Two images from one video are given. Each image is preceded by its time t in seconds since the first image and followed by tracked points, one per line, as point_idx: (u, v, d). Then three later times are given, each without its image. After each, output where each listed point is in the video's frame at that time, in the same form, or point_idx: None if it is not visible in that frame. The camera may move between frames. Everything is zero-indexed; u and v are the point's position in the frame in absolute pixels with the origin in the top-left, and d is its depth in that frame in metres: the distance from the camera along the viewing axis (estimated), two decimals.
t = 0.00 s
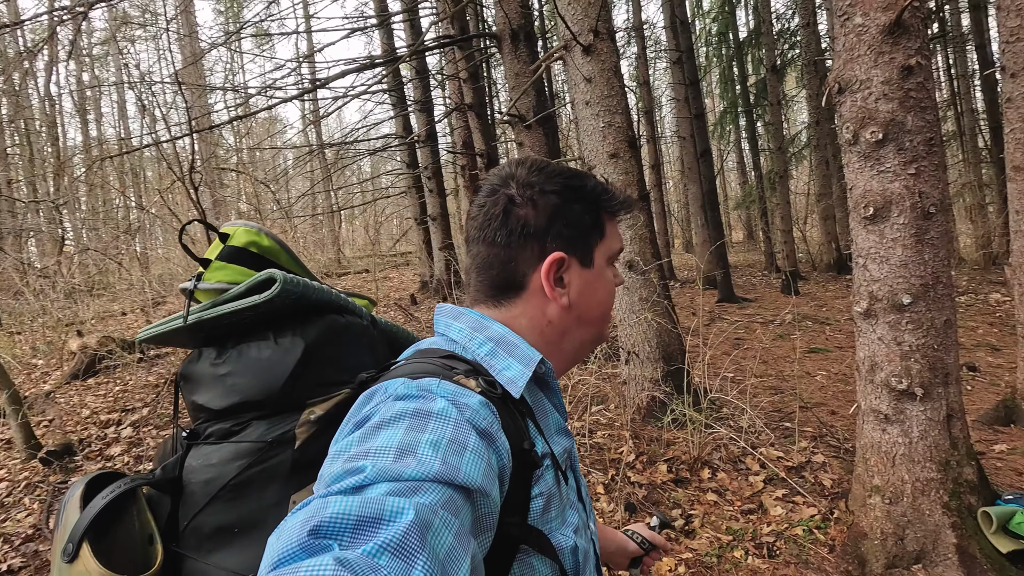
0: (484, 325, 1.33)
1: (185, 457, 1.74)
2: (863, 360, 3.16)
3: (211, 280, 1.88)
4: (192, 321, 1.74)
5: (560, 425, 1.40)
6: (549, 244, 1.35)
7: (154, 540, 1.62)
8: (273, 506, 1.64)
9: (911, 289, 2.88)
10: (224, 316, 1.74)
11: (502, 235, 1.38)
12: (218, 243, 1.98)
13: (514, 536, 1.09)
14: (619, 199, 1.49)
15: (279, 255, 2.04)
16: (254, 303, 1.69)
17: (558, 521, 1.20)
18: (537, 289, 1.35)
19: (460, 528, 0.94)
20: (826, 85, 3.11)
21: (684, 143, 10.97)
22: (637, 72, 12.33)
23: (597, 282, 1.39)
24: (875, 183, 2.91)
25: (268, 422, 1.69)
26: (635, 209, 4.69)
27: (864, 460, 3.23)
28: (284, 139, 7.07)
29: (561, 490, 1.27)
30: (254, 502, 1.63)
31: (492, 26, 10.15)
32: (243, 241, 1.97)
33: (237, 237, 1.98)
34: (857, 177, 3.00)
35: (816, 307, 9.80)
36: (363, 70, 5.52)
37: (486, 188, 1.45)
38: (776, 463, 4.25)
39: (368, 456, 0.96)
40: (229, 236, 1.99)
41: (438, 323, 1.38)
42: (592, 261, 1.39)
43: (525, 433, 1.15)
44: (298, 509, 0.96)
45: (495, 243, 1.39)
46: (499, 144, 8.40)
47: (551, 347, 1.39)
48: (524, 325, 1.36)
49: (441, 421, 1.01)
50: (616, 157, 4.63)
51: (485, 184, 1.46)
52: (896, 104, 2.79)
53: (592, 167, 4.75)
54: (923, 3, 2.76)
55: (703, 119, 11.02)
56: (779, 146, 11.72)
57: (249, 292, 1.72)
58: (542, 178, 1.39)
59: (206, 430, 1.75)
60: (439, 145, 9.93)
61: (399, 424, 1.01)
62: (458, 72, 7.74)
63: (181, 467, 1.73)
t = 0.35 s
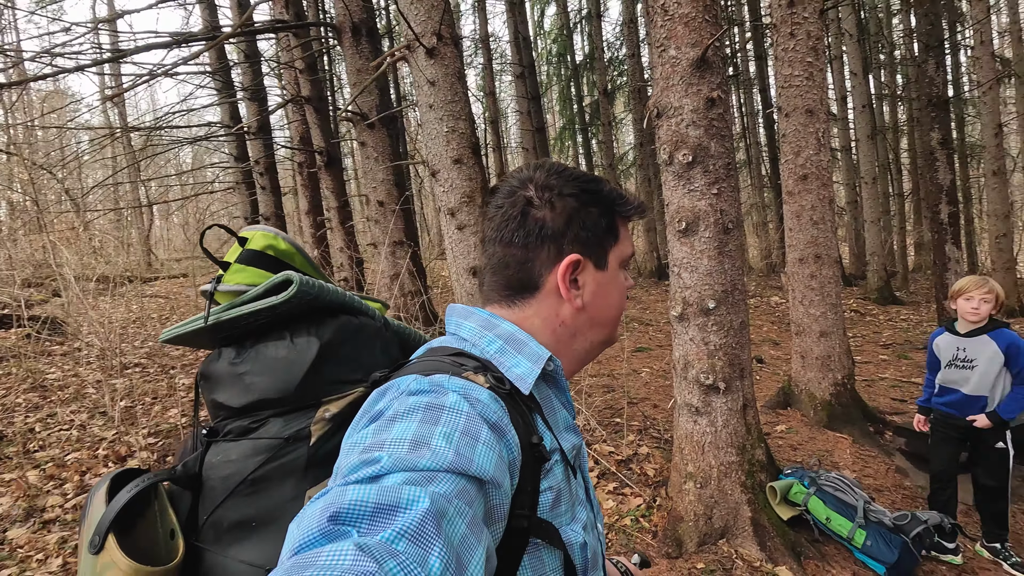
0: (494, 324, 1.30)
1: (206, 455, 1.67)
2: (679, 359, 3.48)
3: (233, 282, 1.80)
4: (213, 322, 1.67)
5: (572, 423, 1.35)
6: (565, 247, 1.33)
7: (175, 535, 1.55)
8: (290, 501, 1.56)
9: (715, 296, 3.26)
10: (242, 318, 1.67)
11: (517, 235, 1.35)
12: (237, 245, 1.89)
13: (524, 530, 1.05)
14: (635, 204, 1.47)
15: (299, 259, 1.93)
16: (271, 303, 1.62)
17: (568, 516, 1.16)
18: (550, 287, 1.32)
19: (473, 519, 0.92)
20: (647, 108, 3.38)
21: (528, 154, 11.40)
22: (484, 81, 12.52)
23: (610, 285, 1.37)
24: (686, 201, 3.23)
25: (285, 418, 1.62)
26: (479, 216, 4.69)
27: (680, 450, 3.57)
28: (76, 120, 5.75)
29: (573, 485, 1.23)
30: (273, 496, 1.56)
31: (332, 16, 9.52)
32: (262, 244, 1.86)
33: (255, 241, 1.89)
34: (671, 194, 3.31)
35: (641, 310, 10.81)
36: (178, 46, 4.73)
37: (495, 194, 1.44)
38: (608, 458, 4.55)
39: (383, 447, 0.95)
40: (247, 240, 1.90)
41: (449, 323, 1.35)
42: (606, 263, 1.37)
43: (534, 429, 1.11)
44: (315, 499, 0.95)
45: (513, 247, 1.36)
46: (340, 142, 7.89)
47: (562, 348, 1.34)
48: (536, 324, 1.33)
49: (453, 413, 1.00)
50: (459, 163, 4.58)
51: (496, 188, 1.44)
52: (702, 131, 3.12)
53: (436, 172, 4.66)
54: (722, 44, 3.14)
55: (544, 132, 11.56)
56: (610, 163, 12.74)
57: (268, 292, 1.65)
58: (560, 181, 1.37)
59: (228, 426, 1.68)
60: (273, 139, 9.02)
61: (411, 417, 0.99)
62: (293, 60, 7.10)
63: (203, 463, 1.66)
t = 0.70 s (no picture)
0: (497, 344, 1.18)
1: (212, 450, 1.46)
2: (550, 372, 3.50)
3: (245, 286, 1.60)
4: (223, 324, 1.47)
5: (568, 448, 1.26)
6: (562, 270, 1.22)
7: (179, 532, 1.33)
8: (290, 507, 1.32)
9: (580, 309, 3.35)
10: (252, 322, 1.46)
11: (511, 255, 1.24)
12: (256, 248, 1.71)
13: (517, 559, 0.97)
14: (634, 227, 1.34)
15: (317, 269, 1.74)
16: (280, 307, 1.41)
17: (563, 546, 1.07)
18: (546, 312, 1.21)
19: (468, 545, 0.85)
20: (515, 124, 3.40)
21: (399, 160, 11.07)
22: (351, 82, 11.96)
23: (609, 311, 1.25)
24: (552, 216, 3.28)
25: (291, 422, 1.39)
26: (345, 225, 4.36)
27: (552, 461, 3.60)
28: None
29: (570, 513, 1.14)
30: (272, 502, 1.32)
31: None
32: (278, 248, 1.68)
33: (272, 246, 1.70)
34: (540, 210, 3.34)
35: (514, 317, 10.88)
36: None
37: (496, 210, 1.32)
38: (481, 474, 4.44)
39: (381, 467, 0.87)
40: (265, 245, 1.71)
41: (451, 339, 1.22)
42: (605, 285, 1.25)
43: (531, 454, 1.02)
44: (310, 519, 0.87)
45: (503, 266, 1.25)
46: (182, 137, 7.01)
47: (560, 372, 1.23)
48: (534, 347, 1.21)
49: (452, 435, 0.92)
50: (322, 168, 4.25)
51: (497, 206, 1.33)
52: (568, 149, 3.20)
53: (295, 176, 4.27)
54: (584, 67, 3.26)
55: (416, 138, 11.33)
56: (481, 172, 12.78)
57: (281, 296, 1.45)
58: (557, 204, 1.27)
59: (234, 422, 1.46)
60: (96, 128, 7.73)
61: (410, 437, 0.91)
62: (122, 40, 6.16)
63: (209, 459, 1.45)
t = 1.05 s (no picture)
0: (498, 348, 1.18)
1: (213, 468, 1.39)
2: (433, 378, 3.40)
3: (238, 302, 1.54)
4: (218, 341, 1.39)
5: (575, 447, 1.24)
6: (529, 268, 1.22)
7: (180, 553, 1.29)
8: (297, 522, 1.26)
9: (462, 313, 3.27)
10: (249, 338, 1.39)
11: (486, 259, 1.29)
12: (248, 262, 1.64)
13: (529, 562, 0.93)
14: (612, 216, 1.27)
15: (312, 280, 1.68)
16: (277, 322, 1.35)
17: (574, 548, 1.04)
18: (521, 314, 1.21)
19: (479, 550, 0.83)
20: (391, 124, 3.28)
21: (263, 159, 10.23)
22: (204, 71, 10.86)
23: (590, 303, 1.20)
24: (432, 220, 3.19)
25: (292, 437, 1.34)
26: (198, 227, 3.87)
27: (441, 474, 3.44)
28: None
29: (581, 513, 1.11)
30: (278, 518, 1.27)
31: None
32: (270, 260, 1.62)
33: (263, 259, 1.63)
34: (418, 213, 3.23)
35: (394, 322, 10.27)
36: None
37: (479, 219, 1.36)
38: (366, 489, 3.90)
39: (391, 473, 0.85)
40: (254, 259, 1.65)
41: (452, 346, 1.23)
42: (582, 280, 1.21)
43: (539, 456, 1.00)
44: (323, 528, 0.85)
45: (485, 270, 1.29)
46: None
47: (557, 371, 1.22)
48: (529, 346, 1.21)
49: (460, 439, 0.90)
50: (169, 164, 3.76)
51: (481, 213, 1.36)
52: (446, 152, 3.15)
53: (134, 172, 3.74)
54: (461, 69, 3.23)
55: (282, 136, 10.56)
56: (356, 174, 12.21)
57: (276, 311, 1.39)
58: (526, 202, 1.29)
59: (234, 438, 1.40)
60: None
61: (419, 442, 0.89)
62: None
63: (209, 478, 1.38)
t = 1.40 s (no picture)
0: (493, 341, 1.11)
1: (234, 440, 1.39)
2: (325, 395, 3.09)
3: (259, 286, 1.54)
4: (237, 322, 1.39)
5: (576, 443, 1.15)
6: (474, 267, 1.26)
7: (201, 516, 1.27)
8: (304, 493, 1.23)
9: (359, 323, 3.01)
10: (265, 320, 1.39)
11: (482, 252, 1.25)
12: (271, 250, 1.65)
13: (510, 554, 0.86)
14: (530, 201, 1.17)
15: (331, 269, 1.67)
16: (291, 306, 1.35)
17: (562, 547, 0.94)
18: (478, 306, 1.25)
19: (465, 537, 0.79)
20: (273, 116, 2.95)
21: (124, 152, 9.01)
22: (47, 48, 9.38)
23: (517, 299, 1.13)
24: (323, 222, 2.90)
25: (302, 414, 1.34)
26: (31, 228, 3.25)
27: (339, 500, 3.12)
28: None
29: (572, 513, 1.00)
30: (284, 490, 1.24)
31: None
32: (292, 249, 1.62)
33: (286, 246, 1.64)
34: (306, 214, 2.93)
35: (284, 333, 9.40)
36: None
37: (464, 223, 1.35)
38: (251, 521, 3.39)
39: (382, 458, 0.83)
40: (278, 246, 1.66)
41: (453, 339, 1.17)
42: (503, 274, 1.17)
43: (527, 451, 0.93)
44: (315, 507, 0.83)
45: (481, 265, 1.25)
46: None
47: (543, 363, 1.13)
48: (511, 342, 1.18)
49: (450, 427, 0.86)
50: None
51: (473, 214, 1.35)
52: (337, 148, 2.89)
53: None
54: (353, 60, 2.99)
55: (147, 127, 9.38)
56: (239, 172, 11.15)
57: (292, 294, 1.38)
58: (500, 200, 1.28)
59: (252, 412, 1.41)
60: None
61: (411, 427, 0.87)
62: None
63: (228, 448, 1.38)
